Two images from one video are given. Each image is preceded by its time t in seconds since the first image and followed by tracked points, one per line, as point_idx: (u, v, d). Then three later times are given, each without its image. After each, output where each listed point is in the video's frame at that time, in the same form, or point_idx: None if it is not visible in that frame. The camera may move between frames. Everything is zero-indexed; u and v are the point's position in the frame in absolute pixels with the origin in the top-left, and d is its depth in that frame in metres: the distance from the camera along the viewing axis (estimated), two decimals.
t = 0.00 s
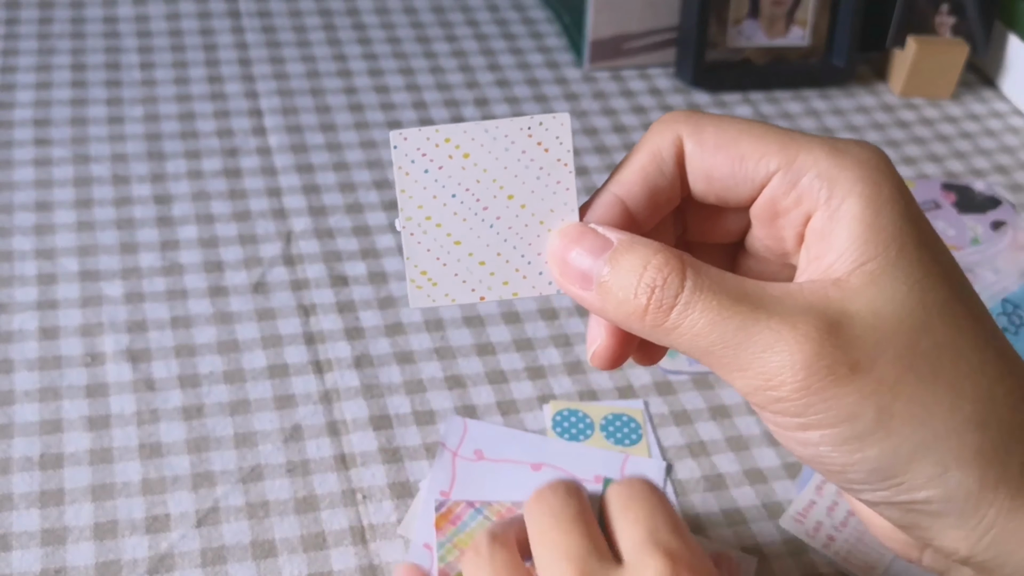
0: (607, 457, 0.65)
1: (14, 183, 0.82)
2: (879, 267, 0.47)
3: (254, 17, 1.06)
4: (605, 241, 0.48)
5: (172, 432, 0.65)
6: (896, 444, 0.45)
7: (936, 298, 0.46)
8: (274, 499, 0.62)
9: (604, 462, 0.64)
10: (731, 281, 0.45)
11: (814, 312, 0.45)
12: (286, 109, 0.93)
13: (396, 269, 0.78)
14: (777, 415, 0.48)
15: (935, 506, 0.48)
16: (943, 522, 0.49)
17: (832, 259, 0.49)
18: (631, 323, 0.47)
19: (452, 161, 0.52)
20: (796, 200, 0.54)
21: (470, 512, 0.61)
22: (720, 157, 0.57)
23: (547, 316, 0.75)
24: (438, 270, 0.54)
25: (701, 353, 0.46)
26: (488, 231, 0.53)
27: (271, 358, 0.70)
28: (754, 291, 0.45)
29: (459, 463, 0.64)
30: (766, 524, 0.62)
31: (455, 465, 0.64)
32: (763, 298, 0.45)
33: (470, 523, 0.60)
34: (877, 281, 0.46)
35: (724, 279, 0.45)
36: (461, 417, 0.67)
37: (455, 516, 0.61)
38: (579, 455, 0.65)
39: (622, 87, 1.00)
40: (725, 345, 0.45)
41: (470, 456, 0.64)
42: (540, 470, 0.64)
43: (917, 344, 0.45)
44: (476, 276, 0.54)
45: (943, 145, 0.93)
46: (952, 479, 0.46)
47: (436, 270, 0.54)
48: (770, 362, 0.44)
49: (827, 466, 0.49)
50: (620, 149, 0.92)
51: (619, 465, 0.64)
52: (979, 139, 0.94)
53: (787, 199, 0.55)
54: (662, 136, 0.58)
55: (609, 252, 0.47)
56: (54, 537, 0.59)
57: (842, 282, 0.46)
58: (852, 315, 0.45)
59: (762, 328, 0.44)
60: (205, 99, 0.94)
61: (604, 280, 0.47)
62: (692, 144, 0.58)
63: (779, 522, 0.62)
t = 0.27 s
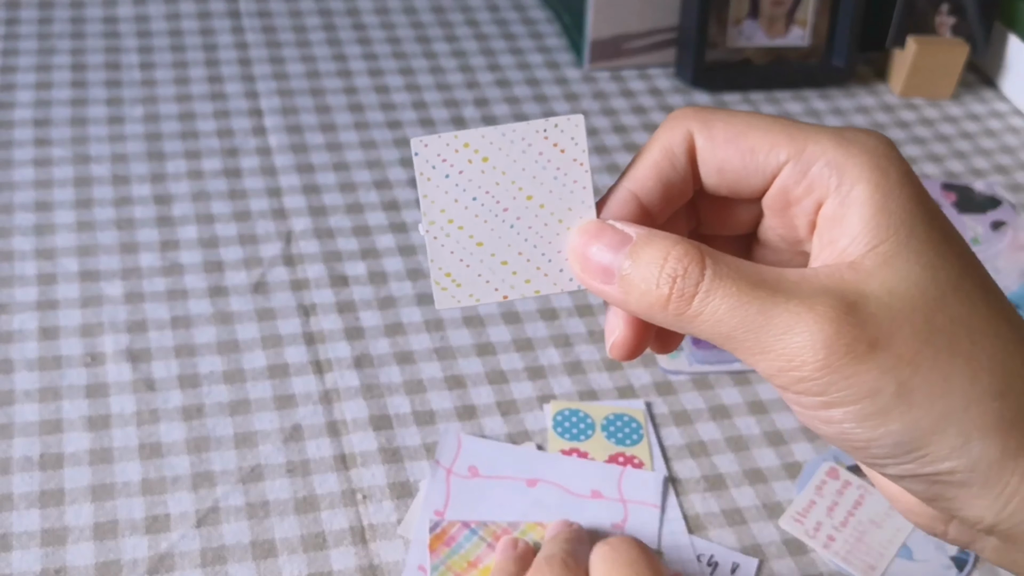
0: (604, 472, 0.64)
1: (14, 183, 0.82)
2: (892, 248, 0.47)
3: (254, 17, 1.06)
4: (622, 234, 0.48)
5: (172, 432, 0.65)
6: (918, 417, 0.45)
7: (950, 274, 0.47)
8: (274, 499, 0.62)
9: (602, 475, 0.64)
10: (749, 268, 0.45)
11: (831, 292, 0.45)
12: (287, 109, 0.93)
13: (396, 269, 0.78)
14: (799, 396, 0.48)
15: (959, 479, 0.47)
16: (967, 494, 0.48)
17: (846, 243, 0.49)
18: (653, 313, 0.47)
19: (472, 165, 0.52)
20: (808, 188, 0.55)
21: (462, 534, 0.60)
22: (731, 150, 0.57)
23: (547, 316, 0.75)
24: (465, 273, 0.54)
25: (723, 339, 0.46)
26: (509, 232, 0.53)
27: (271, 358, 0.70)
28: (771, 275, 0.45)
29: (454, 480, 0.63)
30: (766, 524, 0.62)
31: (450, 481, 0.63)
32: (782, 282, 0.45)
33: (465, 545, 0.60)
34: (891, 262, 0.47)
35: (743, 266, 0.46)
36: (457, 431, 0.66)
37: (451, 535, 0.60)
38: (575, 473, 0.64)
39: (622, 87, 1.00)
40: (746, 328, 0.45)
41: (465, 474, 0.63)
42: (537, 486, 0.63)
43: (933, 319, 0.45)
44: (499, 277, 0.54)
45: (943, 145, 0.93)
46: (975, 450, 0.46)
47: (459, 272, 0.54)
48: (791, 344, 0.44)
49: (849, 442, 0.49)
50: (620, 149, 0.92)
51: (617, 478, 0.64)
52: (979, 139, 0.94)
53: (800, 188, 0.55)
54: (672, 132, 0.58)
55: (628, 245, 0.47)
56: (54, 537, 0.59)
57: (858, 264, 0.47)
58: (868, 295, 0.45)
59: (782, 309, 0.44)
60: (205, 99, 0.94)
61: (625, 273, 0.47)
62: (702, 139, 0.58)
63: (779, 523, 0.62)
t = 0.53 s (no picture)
0: (617, 479, 0.63)
1: (14, 183, 0.82)
2: (905, 253, 0.47)
3: (254, 17, 1.06)
4: (634, 245, 0.48)
5: (172, 432, 0.65)
6: (939, 419, 0.45)
7: (964, 276, 0.47)
8: (274, 498, 0.62)
9: (610, 477, 0.63)
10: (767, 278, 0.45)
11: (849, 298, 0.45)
12: (287, 109, 0.93)
13: (396, 269, 0.78)
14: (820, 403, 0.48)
15: (982, 481, 0.47)
16: (988, 496, 0.49)
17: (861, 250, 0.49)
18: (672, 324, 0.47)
19: (480, 176, 0.51)
20: (820, 196, 0.55)
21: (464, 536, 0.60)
22: (743, 159, 0.57)
23: (547, 316, 0.75)
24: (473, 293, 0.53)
25: (743, 348, 0.46)
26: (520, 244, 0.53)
27: (271, 358, 0.70)
28: (788, 283, 0.45)
29: (466, 477, 0.63)
30: (766, 524, 0.62)
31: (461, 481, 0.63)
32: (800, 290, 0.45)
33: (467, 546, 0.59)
34: (905, 266, 0.47)
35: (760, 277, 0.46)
36: (472, 430, 0.66)
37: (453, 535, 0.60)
38: (586, 476, 0.63)
39: (622, 87, 1.00)
40: (767, 337, 0.45)
41: (477, 471, 0.63)
42: (547, 489, 0.62)
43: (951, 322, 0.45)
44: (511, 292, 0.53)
45: (943, 145, 0.93)
46: (998, 451, 0.46)
47: (469, 287, 0.53)
48: (814, 352, 0.44)
49: (869, 446, 0.49)
50: (620, 149, 0.92)
51: (629, 487, 0.63)
52: (979, 139, 0.94)
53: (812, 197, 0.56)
54: (681, 143, 0.58)
55: (643, 255, 0.47)
56: (54, 537, 0.59)
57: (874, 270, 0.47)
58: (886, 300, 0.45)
59: (802, 317, 0.44)
60: (205, 99, 0.94)
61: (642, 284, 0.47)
62: (711, 148, 0.58)
63: (779, 523, 0.62)
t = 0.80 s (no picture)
0: (618, 481, 0.63)
1: (14, 183, 0.82)
2: (944, 215, 0.46)
3: (254, 17, 1.06)
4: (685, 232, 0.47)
5: (172, 432, 0.65)
6: (1000, 375, 0.43)
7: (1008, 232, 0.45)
8: (274, 499, 0.62)
9: (609, 478, 0.63)
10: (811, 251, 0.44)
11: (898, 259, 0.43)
12: (287, 109, 0.93)
13: (396, 269, 0.78)
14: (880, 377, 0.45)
15: None
16: None
17: (897, 222, 0.47)
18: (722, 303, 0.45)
19: (527, 205, 0.55)
20: (845, 183, 0.53)
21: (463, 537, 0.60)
22: (765, 150, 0.57)
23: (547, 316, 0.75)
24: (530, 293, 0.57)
25: (795, 323, 0.44)
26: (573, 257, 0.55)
27: (271, 358, 0.70)
28: (831, 257, 0.44)
29: (467, 477, 0.63)
30: (765, 524, 0.62)
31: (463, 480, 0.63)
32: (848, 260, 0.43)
33: (467, 547, 0.59)
34: (947, 228, 0.45)
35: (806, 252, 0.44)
36: (473, 429, 0.66)
37: (453, 536, 0.60)
38: (588, 478, 0.63)
39: (622, 87, 1.00)
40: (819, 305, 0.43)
41: (478, 471, 0.63)
42: (548, 490, 0.62)
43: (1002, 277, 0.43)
44: (565, 302, 0.56)
45: (943, 145, 0.93)
46: None
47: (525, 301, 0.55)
48: (868, 318, 0.42)
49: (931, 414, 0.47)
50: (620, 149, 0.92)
51: (630, 490, 0.63)
52: (979, 139, 0.94)
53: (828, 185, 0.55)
54: (700, 139, 0.58)
55: (696, 241, 0.46)
56: (54, 537, 0.59)
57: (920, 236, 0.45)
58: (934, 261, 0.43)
59: (851, 281, 0.42)
60: (205, 99, 0.94)
61: (693, 269, 0.45)
62: (732, 143, 0.58)
63: (778, 523, 0.62)
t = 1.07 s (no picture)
0: (617, 481, 0.63)
1: (14, 183, 0.82)
2: None
3: (254, 17, 1.06)
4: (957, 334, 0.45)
5: (172, 432, 0.65)
6: None
7: None
8: (274, 498, 0.62)
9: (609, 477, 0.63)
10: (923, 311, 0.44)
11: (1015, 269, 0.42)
12: (287, 109, 0.93)
13: (396, 269, 0.78)
14: None
15: None
16: None
17: None
18: (908, 374, 0.42)
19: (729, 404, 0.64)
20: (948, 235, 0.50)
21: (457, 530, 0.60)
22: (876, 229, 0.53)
23: (547, 316, 0.75)
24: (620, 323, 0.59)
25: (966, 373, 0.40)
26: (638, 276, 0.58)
27: (270, 358, 0.70)
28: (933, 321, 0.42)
29: (465, 474, 0.63)
30: (766, 524, 0.62)
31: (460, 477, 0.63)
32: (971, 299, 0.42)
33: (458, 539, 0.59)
34: None
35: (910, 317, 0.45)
36: (473, 430, 0.66)
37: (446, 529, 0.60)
38: (586, 477, 0.63)
39: (622, 87, 1.00)
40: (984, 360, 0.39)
41: (477, 470, 0.63)
42: (547, 490, 0.62)
43: None
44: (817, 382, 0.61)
45: (943, 145, 0.93)
46: None
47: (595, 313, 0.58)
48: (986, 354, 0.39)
49: None
50: (620, 149, 0.92)
51: (629, 491, 0.63)
52: (979, 139, 0.94)
53: (943, 254, 0.48)
54: (839, 286, 0.53)
55: (861, 348, 0.46)
56: (54, 537, 0.59)
57: None
58: None
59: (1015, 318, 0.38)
60: (205, 99, 0.94)
61: (879, 368, 0.44)
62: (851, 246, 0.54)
63: (778, 522, 0.63)
